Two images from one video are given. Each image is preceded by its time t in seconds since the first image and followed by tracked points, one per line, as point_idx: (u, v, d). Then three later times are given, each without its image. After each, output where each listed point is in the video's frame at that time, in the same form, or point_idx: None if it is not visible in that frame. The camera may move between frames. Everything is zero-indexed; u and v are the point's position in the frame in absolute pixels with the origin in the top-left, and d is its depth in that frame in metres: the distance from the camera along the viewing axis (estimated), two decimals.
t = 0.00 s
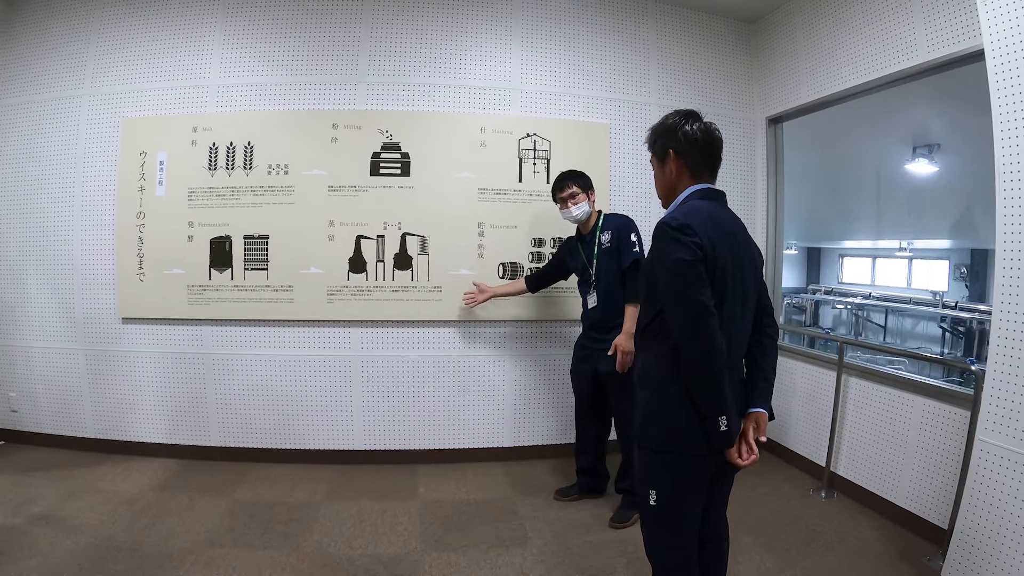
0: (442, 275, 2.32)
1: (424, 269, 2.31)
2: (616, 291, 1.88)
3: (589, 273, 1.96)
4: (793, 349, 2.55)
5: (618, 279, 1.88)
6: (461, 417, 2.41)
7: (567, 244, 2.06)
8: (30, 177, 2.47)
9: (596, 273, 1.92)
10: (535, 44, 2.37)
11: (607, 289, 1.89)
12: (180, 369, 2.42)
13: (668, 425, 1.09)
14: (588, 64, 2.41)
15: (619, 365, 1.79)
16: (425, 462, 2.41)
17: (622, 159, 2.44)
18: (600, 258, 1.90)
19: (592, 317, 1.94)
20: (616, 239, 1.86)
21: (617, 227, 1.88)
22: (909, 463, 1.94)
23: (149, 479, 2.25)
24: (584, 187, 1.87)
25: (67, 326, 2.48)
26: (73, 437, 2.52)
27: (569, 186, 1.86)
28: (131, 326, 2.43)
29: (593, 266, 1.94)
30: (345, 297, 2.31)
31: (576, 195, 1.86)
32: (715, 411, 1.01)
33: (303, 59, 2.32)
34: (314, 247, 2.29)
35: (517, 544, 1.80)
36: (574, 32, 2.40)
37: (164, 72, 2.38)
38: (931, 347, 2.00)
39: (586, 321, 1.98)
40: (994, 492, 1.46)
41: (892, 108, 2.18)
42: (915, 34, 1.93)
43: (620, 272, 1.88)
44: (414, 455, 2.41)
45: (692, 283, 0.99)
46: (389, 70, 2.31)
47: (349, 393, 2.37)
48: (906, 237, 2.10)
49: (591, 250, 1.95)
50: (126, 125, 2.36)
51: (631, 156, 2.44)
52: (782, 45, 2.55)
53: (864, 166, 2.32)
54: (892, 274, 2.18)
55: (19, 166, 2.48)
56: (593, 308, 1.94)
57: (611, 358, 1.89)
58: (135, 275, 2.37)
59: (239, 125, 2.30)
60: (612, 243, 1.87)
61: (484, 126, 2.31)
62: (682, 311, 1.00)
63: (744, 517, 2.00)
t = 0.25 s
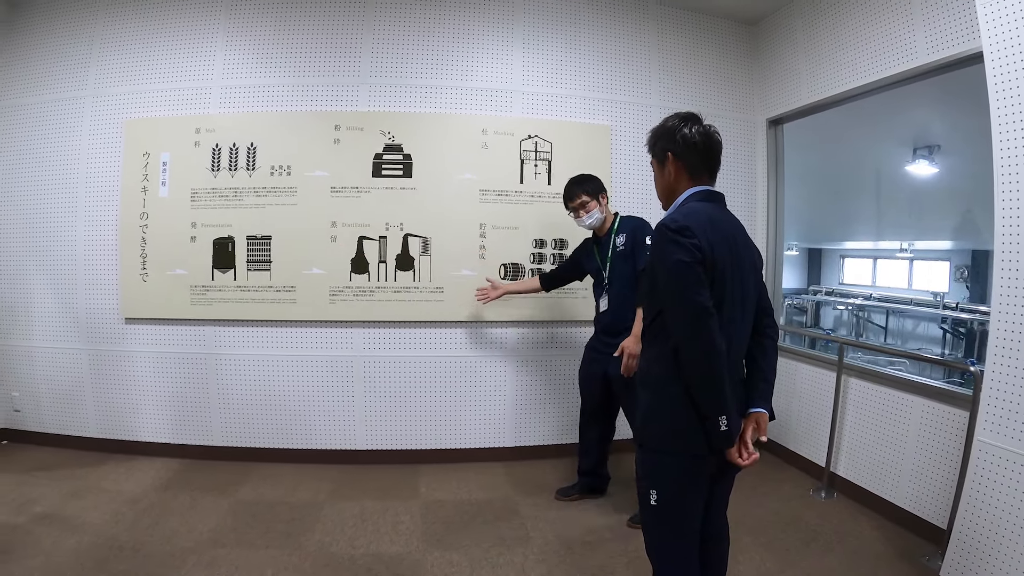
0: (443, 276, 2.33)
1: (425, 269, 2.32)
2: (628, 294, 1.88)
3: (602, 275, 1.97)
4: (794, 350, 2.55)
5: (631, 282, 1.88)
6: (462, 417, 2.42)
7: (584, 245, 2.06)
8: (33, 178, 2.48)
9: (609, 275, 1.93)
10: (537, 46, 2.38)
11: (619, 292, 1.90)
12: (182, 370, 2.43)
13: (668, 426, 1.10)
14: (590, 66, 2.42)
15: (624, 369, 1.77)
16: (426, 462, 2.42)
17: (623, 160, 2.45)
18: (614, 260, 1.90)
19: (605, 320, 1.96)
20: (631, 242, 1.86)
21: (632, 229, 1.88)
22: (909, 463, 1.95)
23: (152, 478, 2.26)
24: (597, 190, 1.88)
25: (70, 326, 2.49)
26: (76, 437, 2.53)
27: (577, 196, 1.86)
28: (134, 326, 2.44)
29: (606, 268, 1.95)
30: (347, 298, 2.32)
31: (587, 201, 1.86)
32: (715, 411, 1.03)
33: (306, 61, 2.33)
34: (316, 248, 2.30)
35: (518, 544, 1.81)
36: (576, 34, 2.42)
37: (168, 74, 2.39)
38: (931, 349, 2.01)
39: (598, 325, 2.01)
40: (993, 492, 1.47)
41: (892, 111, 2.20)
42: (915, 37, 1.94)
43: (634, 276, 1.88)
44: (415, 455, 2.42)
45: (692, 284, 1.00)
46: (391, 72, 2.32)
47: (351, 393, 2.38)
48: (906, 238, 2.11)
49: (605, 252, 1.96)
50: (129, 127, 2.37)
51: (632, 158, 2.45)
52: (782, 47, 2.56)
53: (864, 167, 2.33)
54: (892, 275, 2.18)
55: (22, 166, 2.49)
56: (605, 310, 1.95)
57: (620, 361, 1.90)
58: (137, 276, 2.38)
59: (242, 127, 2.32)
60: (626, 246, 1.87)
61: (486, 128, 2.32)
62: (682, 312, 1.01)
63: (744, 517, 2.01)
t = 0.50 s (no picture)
0: (446, 276, 2.34)
1: (428, 270, 2.33)
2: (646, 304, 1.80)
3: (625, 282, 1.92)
4: (794, 350, 2.57)
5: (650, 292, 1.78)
6: (464, 417, 2.43)
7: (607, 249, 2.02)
8: (37, 178, 2.49)
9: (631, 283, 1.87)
10: (539, 48, 2.39)
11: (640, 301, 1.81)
12: (186, 369, 2.44)
13: (669, 425, 1.12)
14: (591, 68, 2.43)
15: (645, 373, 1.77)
16: (428, 461, 2.43)
17: (625, 161, 2.46)
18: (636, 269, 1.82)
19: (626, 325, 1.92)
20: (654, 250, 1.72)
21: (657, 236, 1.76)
22: (908, 463, 1.96)
23: (156, 477, 2.28)
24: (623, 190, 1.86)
25: (74, 326, 2.50)
26: (79, 436, 2.54)
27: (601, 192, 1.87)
28: (138, 326, 2.45)
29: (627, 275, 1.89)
30: (350, 298, 2.33)
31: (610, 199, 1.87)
32: (714, 411, 1.04)
33: (309, 62, 2.34)
34: (320, 249, 2.32)
35: (521, 542, 1.82)
36: (577, 36, 2.43)
37: (172, 75, 2.41)
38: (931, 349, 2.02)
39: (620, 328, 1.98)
40: (992, 491, 1.48)
41: (892, 112, 2.21)
42: (915, 39, 1.95)
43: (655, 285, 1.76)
44: (417, 454, 2.43)
45: (692, 286, 1.01)
46: (395, 74, 2.34)
47: (354, 392, 2.39)
48: (906, 239, 2.12)
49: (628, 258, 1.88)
50: (133, 127, 2.38)
51: (634, 159, 2.46)
52: (783, 49, 2.57)
53: (865, 168, 2.34)
54: (892, 276, 2.19)
55: (26, 166, 2.50)
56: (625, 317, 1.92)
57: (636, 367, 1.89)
58: (141, 276, 2.39)
59: (246, 128, 2.33)
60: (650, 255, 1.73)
61: (488, 129, 2.33)
62: (680, 313, 1.03)
63: (745, 516, 2.03)
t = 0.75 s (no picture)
0: (447, 276, 2.35)
1: (430, 270, 2.35)
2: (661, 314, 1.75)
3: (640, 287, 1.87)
4: (794, 350, 2.58)
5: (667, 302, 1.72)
6: (465, 417, 2.44)
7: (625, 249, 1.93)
8: (40, 179, 2.50)
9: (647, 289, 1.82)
10: (540, 49, 2.40)
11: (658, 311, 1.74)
12: (188, 369, 2.45)
13: (667, 424, 1.13)
14: (592, 69, 2.45)
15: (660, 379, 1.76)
16: (429, 461, 2.44)
17: (625, 163, 2.48)
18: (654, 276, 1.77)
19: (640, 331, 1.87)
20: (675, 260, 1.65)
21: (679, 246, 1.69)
22: (908, 463, 1.97)
23: (158, 476, 2.29)
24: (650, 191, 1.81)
25: (77, 325, 2.51)
26: (82, 435, 2.55)
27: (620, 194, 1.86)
28: (141, 325, 2.46)
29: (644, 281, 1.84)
30: (352, 298, 2.35)
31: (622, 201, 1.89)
32: (711, 411, 1.05)
33: (311, 63, 2.35)
34: (323, 249, 2.33)
35: (521, 541, 1.83)
36: (578, 37, 2.44)
37: (174, 76, 2.42)
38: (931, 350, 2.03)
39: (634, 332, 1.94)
40: (990, 491, 1.49)
41: (891, 114, 2.22)
42: (914, 41, 1.96)
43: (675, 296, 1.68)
44: (418, 454, 2.44)
45: (689, 287, 1.02)
46: (397, 75, 2.35)
47: (356, 392, 2.40)
48: (907, 240, 2.13)
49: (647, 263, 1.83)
50: (136, 128, 2.39)
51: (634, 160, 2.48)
52: (783, 50, 2.59)
53: (865, 169, 2.35)
54: (893, 277, 2.20)
55: (29, 167, 2.51)
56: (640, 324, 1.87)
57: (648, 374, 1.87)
58: (144, 276, 2.40)
59: (249, 128, 2.34)
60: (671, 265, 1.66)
61: (489, 130, 2.34)
62: (678, 313, 1.04)
63: (745, 516, 2.04)
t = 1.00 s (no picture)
0: (448, 277, 2.36)
1: (431, 270, 2.35)
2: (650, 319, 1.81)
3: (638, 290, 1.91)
4: (794, 351, 2.59)
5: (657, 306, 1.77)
6: (466, 416, 2.45)
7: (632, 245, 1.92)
8: (42, 179, 2.51)
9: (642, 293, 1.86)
10: (541, 50, 2.41)
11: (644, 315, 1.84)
12: (189, 369, 2.46)
13: (666, 424, 1.13)
14: (593, 70, 2.45)
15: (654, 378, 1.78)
16: (430, 460, 2.45)
17: (626, 163, 2.48)
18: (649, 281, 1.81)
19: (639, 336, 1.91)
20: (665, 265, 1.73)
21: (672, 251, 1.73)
22: (908, 464, 1.98)
23: (160, 476, 2.29)
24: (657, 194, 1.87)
25: (78, 325, 2.52)
26: (83, 435, 2.56)
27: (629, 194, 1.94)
28: (142, 325, 2.47)
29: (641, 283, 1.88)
30: (354, 298, 2.35)
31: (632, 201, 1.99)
32: (710, 410, 1.05)
33: (313, 64, 2.36)
34: (324, 249, 2.34)
35: (522, 541, 1.84)
36: (579, 38, 2.45)
37: (176, 76, 2.42)
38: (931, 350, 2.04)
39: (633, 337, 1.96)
40: (989, 490, 1.50)
41: (893, 115, 2.23)
42: (914, 42, 1.97)
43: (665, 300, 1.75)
44: (419, 453, 2.45)
45: (687, 287, 1.03)
46: (397, 76, 2.36)
47: (357, 392, 2.41)
48: (908, 240, 2.14)
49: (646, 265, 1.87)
50: (138, 129, 2.40)
51: (634, 160, 2.48)
52: (783, 51, 2.59)
53: (866, 170, 2.35)
54: (893, 278, 2.21)
55: (31, 167, 2.52)
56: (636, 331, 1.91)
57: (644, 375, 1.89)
58: (145, 276, 2.41)
59: (249, 129, 2.35)
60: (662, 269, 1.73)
61: (490, 130, 2.35)
62: (675, 314, 1.04)
63: (745, 516, 2.04)
